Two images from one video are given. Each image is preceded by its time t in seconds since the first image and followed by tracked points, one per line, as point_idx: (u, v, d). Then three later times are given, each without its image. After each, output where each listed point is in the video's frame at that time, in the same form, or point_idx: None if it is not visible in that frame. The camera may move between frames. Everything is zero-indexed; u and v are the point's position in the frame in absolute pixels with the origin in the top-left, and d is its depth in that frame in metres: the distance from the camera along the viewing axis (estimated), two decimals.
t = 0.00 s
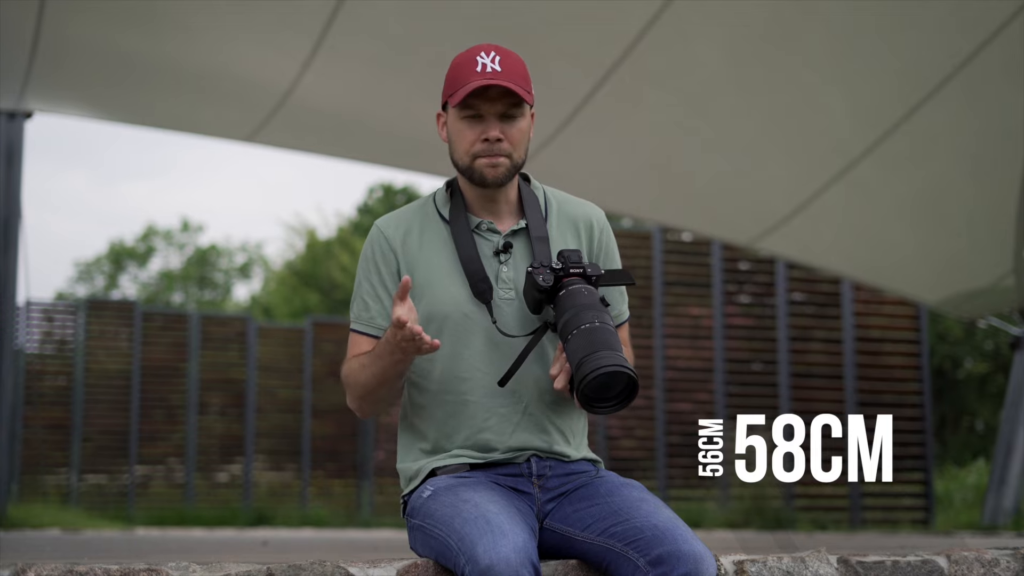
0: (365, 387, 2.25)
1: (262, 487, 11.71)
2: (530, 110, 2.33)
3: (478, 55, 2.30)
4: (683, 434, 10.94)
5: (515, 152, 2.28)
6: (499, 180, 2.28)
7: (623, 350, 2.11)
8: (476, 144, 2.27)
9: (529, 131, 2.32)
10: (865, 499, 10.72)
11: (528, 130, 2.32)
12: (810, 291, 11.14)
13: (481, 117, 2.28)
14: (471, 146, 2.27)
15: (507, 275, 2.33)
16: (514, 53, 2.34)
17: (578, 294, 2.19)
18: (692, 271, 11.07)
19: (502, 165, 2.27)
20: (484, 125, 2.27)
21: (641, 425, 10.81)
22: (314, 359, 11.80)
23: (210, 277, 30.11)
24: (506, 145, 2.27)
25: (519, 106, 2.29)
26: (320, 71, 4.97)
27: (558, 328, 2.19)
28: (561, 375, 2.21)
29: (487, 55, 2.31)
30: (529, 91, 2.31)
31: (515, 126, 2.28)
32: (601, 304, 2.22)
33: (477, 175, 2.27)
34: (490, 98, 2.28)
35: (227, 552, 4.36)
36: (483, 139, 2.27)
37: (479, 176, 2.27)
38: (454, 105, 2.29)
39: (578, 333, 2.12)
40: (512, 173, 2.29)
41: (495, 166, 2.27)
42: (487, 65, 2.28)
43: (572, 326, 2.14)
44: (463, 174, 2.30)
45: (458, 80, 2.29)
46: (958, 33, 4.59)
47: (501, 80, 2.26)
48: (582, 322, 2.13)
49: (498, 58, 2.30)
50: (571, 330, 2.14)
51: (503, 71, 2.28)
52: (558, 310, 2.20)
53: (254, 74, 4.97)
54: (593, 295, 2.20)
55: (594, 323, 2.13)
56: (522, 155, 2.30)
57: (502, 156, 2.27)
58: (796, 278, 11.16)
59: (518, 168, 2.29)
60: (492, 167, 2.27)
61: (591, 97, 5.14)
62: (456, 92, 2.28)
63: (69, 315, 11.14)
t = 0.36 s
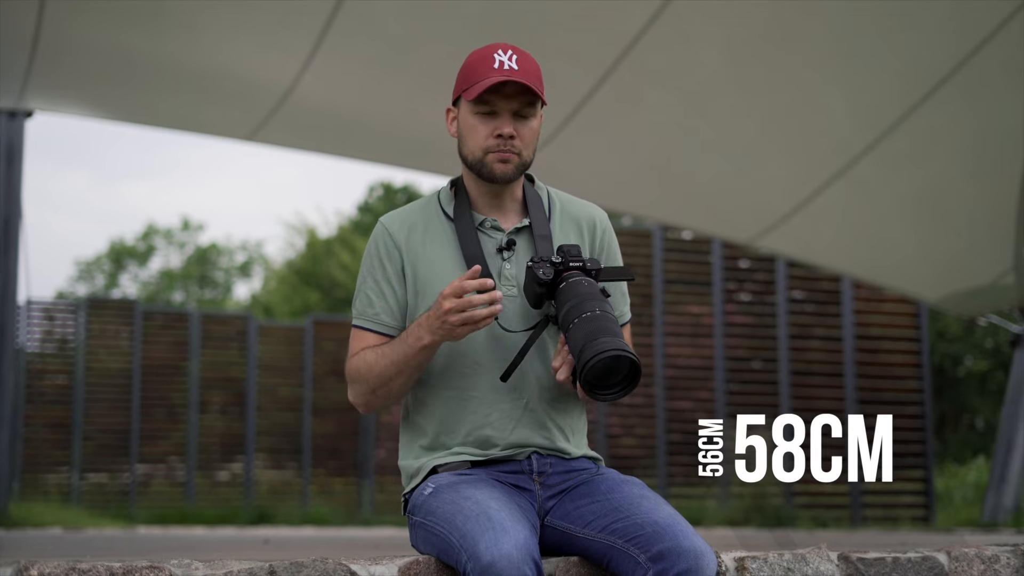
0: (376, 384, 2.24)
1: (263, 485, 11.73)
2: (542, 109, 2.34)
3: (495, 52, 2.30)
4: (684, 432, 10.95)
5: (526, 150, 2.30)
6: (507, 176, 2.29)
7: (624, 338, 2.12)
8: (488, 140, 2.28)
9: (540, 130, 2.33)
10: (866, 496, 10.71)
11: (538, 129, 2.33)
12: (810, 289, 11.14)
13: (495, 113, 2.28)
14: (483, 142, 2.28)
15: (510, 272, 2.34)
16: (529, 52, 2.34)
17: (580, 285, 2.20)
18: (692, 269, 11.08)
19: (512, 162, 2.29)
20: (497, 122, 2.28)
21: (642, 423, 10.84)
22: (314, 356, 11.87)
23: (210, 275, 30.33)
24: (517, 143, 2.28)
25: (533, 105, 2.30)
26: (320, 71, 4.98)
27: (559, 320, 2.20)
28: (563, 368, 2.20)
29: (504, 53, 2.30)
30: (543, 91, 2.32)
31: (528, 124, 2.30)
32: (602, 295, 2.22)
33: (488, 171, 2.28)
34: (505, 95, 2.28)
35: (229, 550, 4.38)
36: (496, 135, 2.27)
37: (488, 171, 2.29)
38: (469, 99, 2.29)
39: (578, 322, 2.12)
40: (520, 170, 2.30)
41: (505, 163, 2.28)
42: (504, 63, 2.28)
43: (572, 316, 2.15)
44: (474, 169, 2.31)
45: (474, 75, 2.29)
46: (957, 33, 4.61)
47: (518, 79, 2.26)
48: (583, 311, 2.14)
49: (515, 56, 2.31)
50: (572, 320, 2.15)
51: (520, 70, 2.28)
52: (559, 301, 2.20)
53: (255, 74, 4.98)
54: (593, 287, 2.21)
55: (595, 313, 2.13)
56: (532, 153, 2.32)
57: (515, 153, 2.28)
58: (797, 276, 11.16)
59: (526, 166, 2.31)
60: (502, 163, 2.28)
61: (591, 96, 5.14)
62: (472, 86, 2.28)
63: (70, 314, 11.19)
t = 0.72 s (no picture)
0: (398, 372, 2.23)
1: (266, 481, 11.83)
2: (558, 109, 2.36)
3: (517, 50, 2.31)
4: (687, 426, 10.89)
5: (542, 149, 2.31)
6: (525, 175, 2.30)
7: (626, 347, 2.12)
8: (507, 138, 2.28)
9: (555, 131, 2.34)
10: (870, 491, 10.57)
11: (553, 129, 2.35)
12: (813, 284, 11.13)
13: (515, 110, 2.29)
14: (503, 139, 2.29)
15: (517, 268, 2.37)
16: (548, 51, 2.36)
17: (580, 291, 2.20)
18: (695, 264, 11.05)
19: (529, 161, 2.29)
20: (517, 120, 2.28)
21: (645, 419, 10.86)
22: (318, 351, 11.92)
23: (214, 271, 29.98)
24: (536, 143, 2.29)
25: (552, 105, 2.31)
26: (322, 66, 4.97)
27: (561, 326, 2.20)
28: (565, 373, 2.21)
29: (526, 51, 2.31)
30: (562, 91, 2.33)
31: (547, 124, 2.31)
32: (603, 300, 2.22)
33: (505, 167, 2.29)
34: (528, 93, 2.28)
35: (232, 545, 4.39)
36: (516, 133, 2.28)
37: (506, 169, 2.29)
38: (490, 95, 2.29)
39: (581, 331, 2.13)
40: (537, 169, 2.32)
41: (523, 161, 2.29)
42: (526, 62, 2.29)
43: (575, 325, 2.15)
44: (491, 165, 2.31)
45: (496, 71, 2.29)
46: (959, 30, 4.60)
47: (541, 78, 2.27)
48: (585, 320, 2.14)
49: (536, 54, 2.32)
50: (574, 328, 2.15)
51: (541, 69, 2.29)
52: (560, 307, 2.21)
53: (257, 70, 4.97)
54: (594, 292, 2.21)
55: (598, 322, 2.13)
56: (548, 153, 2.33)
57: (533, 151, 2.29)
58: (801, 271, 11.15)
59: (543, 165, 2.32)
60: (519, 162, 2.29)
61: (593, 93, 5.13)
62: (495, 82, 2.28)
63: (73, 309, 11.17)
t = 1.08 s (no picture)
0: (405, 366, 2.23)
1: (266, 477, 11.79)
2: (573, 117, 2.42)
3: (542, 59, 2.37)
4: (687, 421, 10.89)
5: (559, 157, 2.38)
6: (542, 182, 2.36)
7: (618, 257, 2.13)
8: (529, 146, 2.34)
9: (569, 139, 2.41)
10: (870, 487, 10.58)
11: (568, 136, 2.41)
12: (812, 278, 11.14)
13: (537, 118, 2.33)
14: (525, 147, 2.34)
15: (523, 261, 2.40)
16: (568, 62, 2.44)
17: (566, 253, 2.22)
18: (695, 259, 11.05)
19: (547, 168, 2.36)
20: (540, 128, 2.33)
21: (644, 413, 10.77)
22: (317, 347, 11.93)
23: (212, 267, 30.26)
24: (555, 151, 2.36)
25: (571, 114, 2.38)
26: (322, 62, 4.97)
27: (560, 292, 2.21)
28: (586, 328, 2.21)
29: (550, 61, 2.38)
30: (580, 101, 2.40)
31: (564, 132, 2.37)
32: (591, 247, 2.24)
33: (526, 173, 2.34)
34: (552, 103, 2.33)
35: (232, 539, 4.41)
36: (538, 141, 2.34)
37: (525, 175, 2.35)
38: (515, 102, 2.33)
39: (576, 277, 2.14)
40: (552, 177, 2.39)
41: (542, 169, 2.35)
42: (552, 72, 2.36)
43: (569, 279, 2.16)
44: (510, 168, 2.36)
45: (523, 79, 2.34)
46: (957, 25, 4.60)
47: (566, 90, 2.34)
48: (576, 268, 2.15)
49: (558, 61, 2.41)
50: (570, 281, 2.16)
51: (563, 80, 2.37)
52: (555, 279, 2.22)
53: (257, 66, 4.97)
54: (579, 246, 2.23)
55: (587, 259, 2.14)
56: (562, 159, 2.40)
57: (552, 159, 2.35)
58: (800, 266, 11.16)
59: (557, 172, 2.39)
60: (538, 169, 2.35)
61: (592, 89, 5.12)
62: (522, 89, 2.33)
63: (73, 305, 11.23)
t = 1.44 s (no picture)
0: (409, 358, 2.23)
1: (269, 472, 11.73)
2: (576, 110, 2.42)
3: (544, 51, 2.37)
4: (690, 417, 10.74)
5: (562, 150, 2.38)
6: (544, 174, 2.36)
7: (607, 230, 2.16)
8: (531, 138, 2.34)
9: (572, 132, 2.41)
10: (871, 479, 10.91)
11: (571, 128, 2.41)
12: (815, 273, 11.14)
13: (539, 111, 2.33)
14: (526, 139, 2.34)
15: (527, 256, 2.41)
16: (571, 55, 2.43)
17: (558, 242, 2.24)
18: (697, 254, 10.97)
19: (549, 161, 2.35)
20: (541, 121, 2.33)
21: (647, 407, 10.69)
22: (319, 341, 11.95)
23: (215, 261, 30.04)
24: (557, 143, 2.35)
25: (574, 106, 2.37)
26: (323, 57, 4.96)
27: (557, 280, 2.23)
28: (588, 308, 2.22)
29: (552, 53, 2.38)
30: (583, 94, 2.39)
31: (567, 125, 2.37)
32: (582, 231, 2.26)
33: (528, 164, 2.34)
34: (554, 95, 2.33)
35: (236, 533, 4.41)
36: (539, 134, 2.33)
37: (527, 167, 2.34)
38: (516, 94, 2.33)
39: (570, 260, 2.16)
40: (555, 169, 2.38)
41: (544, 161, 2.34)
42: (553, 65, 2.36)
43: (564, 265, 2.18)
44: (512, 161, 2.36)
45: (524, 72, 2.34)
46: (958, 21, 4.59)
47: (568, 82, 2.33)
48: (569, 251, 2.17)
49: (561, 55, 2.41)
50: (566, 266, 2.18)
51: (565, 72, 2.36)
52: (551, 268, 2.24)
53: (258, 61, 4.97)
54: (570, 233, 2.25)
55: (578, 240, 2.17)
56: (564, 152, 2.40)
57: (554, 152, 2.35)
58: (802, 260, 11.16)
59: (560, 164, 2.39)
60: (540, 162, 2.34)
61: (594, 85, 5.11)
62: (523, 82, 2.33)
63: (76, 300, 11.13)
